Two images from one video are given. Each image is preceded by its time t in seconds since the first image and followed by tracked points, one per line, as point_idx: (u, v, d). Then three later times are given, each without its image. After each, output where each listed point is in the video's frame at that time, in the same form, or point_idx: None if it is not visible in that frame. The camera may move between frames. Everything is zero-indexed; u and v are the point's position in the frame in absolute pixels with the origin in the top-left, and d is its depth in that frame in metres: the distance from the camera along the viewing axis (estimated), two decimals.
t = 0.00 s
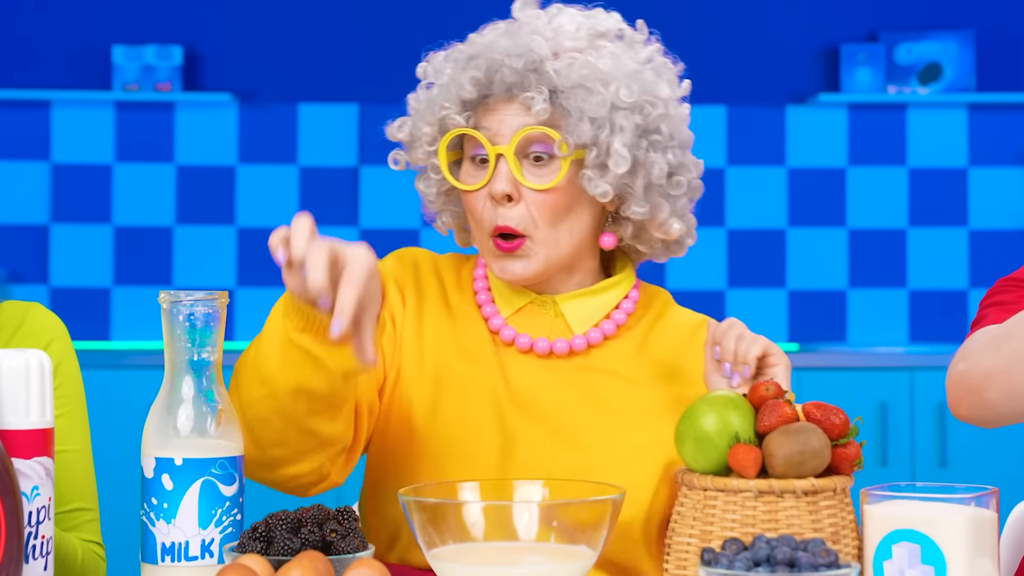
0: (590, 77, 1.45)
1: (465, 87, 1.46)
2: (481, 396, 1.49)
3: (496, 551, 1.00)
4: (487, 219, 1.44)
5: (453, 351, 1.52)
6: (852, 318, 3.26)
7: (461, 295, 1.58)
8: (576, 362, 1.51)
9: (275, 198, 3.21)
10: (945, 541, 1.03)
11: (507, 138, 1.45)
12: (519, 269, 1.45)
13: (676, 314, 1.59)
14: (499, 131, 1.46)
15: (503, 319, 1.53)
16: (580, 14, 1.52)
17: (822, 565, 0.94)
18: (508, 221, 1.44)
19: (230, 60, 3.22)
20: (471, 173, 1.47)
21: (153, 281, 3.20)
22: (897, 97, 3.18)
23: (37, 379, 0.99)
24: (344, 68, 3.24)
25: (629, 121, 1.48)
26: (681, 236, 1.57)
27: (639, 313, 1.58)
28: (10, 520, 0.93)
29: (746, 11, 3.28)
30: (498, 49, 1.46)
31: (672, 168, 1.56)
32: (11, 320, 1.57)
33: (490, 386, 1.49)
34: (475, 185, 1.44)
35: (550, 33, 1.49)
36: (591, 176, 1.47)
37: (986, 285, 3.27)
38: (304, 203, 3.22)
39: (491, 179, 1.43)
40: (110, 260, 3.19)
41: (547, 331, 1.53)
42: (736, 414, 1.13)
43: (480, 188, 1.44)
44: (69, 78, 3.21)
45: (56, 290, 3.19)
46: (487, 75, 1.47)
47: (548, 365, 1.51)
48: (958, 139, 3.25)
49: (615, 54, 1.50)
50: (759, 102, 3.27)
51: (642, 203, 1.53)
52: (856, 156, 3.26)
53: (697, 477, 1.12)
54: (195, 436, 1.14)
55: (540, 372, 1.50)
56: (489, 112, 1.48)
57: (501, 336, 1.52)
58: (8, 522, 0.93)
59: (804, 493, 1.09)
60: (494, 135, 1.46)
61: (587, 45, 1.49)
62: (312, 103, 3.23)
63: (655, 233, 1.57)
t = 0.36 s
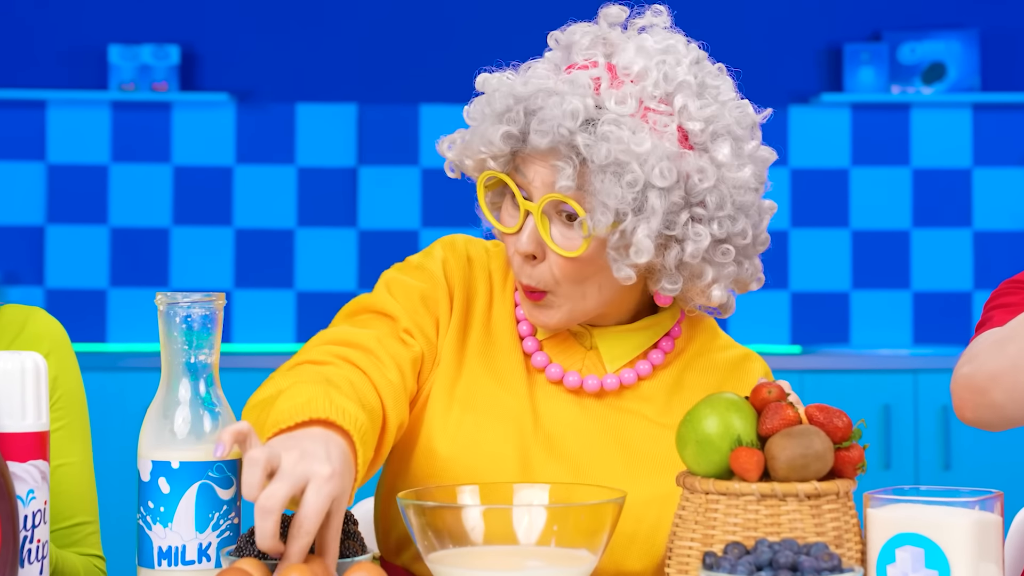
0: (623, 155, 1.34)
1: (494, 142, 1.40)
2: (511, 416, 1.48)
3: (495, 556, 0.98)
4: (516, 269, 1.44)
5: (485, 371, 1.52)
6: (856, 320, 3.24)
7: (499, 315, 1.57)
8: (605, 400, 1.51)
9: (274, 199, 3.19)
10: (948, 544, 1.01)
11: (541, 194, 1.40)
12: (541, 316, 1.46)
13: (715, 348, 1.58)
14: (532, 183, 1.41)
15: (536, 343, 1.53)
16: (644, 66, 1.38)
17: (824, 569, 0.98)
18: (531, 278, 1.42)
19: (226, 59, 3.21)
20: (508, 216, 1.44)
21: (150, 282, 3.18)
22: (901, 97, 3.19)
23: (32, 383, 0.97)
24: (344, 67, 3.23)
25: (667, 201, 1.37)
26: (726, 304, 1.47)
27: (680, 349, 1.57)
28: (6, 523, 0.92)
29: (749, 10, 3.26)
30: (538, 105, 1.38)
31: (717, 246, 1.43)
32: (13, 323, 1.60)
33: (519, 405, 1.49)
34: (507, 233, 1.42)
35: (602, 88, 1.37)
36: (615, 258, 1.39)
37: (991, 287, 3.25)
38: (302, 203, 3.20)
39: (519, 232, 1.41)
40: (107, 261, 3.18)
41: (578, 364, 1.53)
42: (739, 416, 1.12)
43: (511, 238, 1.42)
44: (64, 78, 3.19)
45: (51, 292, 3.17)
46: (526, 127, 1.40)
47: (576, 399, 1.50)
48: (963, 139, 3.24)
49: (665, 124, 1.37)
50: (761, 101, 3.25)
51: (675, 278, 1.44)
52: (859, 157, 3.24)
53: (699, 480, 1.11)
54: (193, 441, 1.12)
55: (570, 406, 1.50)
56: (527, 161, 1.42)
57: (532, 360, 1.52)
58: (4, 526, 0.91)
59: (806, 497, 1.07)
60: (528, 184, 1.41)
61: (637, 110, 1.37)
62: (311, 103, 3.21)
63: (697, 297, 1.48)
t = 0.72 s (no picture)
0: (654, 99, 1.47)
1: (526, 95, 1.45)
2: (494, 404, 1.50)
3: (494, 560, 0.97)
4: (527, 229, 1.45)
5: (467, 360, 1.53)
6: (859, 322, 3.23)
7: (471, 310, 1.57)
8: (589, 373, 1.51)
9: (272, 199, 3.18)
10: (953, 549, 0.99)
11: (558, 151, 1.46)
12: (545, 278, 1.47)
13: (689, 315, 1.59)
14: (548, 141, 1.47)
15: (514, 328, 1.53)
16: (635, 31, 1.51)
17: (828, 573, 0.95)
18: (551, 233, 1.45)
19: (224, 59, 3.19)
20: (513, 179, 1.47)
21: (147, 284, 3.17)
22: (905, 97, 3.15)
23: (29, 385, 0.95)
24: (344, 67, 3.21)
25: (683, 144, 1.51)
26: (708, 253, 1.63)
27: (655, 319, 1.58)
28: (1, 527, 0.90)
29: (751, 9, 3.24)
30: (563, 61, 1.45)
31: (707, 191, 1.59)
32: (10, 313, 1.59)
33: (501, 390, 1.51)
34: (522, 192, 1.45)
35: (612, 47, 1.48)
36: (647, 200, 1.50)
37: (995, 288, 3.23)
38: (301, 203, 3.18)
39: (538, 188, 1.44)
40: (103, 262, 3.16)
41: (561, 341, 1.53)
42: (740, 419, 1.10)
43: (526, 197, 1.44)
44: (60, 78, 3.17)
45: (47, 293, 3.15)
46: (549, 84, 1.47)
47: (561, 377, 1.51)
48: (967, 139, 3.22)
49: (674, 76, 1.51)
50: (763, 101, 3.24)
51: (684, 225, 1.57)
52: (862, 158, 3.23)
53: (701, 483, 1.09)
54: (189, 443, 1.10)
55: (553, 385, 1.51)
56: (544, 120, 1.48)
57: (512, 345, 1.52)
58: None
59: (809, 500, 1.06)
60: (544, 142, 1.47)
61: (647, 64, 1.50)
62: (309, 103, 3.20)
63: (684, 251, 1.62)
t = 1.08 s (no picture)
0: (634, 106, 1.57)
1: (516, 102, 1.53)
2: (503, 413, 1.56)
3: (493, 565, 0.95)
4: (512, 233, 1.52)
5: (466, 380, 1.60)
6: (861, 324, 3.21)
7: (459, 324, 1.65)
8: (585, 365, 1.59)
9: (270, 200, 3.16)
10: (957, 553, 0.98)
11: (543, 157, 1.54)
12: (525, 279, 1.53)
13: (657, 300, 1.68)
14: (533, 147, 1.55)
15: (505, 339, 1.60)
16: (605, 40, 1.61)
17: None
18: (537, 236, 1.51)
19: (222, 59, 3.18)
20: (500, 186, 1.54)
21: (144, 285, 3.15)
22: (908, 97, 3.14)
23: (25, 387, 0.94)
24: (344, 67, 3.20)
25: (659, 150, 1.61)
26: (675, 257, 1.72)
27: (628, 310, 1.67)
28: None
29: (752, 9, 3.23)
30: (547, 69, 1.54)
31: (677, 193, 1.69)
32: None
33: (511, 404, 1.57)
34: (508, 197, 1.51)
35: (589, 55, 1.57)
36: (627, 203, 1.60)
37: (999, 290, 3.22)
38: (299, 204, 3.17)
39: (524, 193, 1.51)
40: (100, 263, 3.15)
41: (553, 343, 1.60)
42: (743, 422, 1.08)
43: (512, 202, 1.51)
44: (57, 78, 3.16)
45: (44, 294, 3.14)
46: (534, 93, 1.55)
47: (561, 373, 1.59)
48: (970, 140, 3.21)
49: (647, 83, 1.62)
50: (765, 101, 3.22)
51: (657, 229, 1.67)
52: (864, 158, 3.21)
53: (703, 487, 1.07)
54: (186, 445, 1.09)
55: (557, 382, 1.58)
56: (529, 127, 1.56)
57: (508, 354, 1.59)
58: None
59: (811, 503, 1.04)
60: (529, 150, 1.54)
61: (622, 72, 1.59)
62: (307, 103, 3.18)
63: (651, 254, 1.71)
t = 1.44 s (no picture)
0: (617, 107, 1.56)
1: (499, 120, 1.52)
2: (504, 418, 1.56)
3: (495, 568, 0.94)
4: (507, 245, 1.51)
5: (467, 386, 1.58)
6: (863, 325, 3.20)
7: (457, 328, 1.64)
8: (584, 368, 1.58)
9: (268, 201, 3.15)
10: (959, 555, 0.97)
11: (530, 168, 1.53)
12: (526, 291, 1.54)
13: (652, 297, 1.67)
14: (520, 160, 1.54)
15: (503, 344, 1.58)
16: (579, 39, 1.59)
17: None
18: (532, 247, 1.51)
19: (220, 58, 3.17)
20: (490, 200, 1.53)
21: (141, 286, 3.14)
22: (910, 97, 3.13)
23: (22, 388, 0.93)
24: (343, 68, 3.19)
25: (646, 146, 1.60)
26: (669, 249, 1.70)
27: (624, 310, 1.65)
28: None
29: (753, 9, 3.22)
30: (527, 81, 1.52)
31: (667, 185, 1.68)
32: None
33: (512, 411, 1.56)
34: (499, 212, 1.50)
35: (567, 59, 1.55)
36: (618, 205, 1.59)
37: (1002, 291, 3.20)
38: (298, 204, 3.16)
39: (516, 207, 1.50)
40: (97, 264, 3.14)
41: (552, 346, 1.59)
42: (744, 423, 1.08)
43: (504, 217, 1.50)
44: (54, 78, 3.15)
45: (41, 295, 3.13)
46: (516, 107, 1.53)
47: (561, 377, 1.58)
48: (973, 140, 3.20)
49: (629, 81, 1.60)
50: (767, 101, 3.21)
51: (651, 224, 1.65)
52: (866, 159, 3.20)
53: (704, 489, 1.06)
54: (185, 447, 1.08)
55: (557, 386, 1.57)
56: (513, 140, 1.55)
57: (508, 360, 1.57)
58: None
59: (813, 505, 1.03)
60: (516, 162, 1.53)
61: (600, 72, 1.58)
62: (306, 103, 3.17)
63: (646, 246, 1.69)
